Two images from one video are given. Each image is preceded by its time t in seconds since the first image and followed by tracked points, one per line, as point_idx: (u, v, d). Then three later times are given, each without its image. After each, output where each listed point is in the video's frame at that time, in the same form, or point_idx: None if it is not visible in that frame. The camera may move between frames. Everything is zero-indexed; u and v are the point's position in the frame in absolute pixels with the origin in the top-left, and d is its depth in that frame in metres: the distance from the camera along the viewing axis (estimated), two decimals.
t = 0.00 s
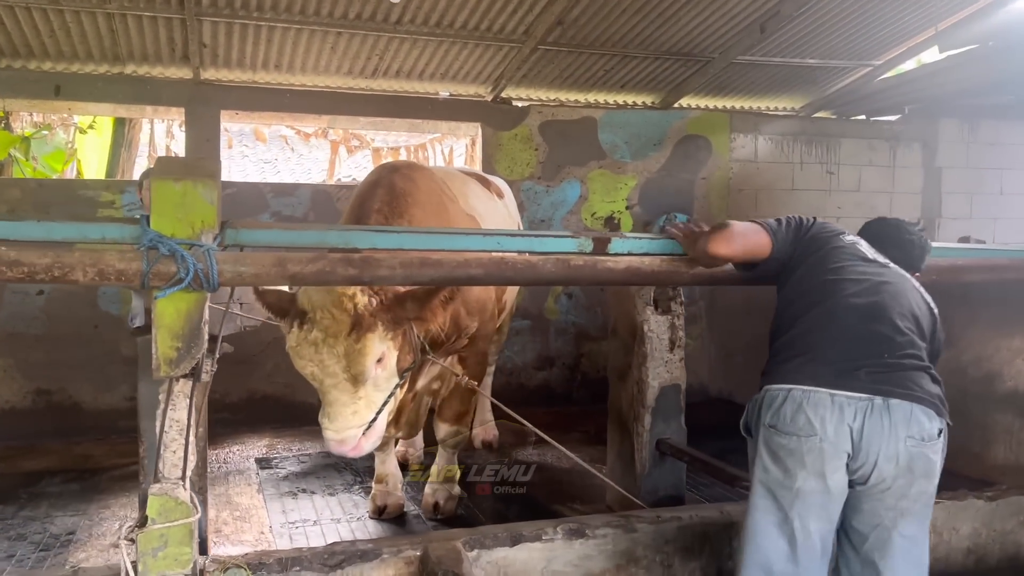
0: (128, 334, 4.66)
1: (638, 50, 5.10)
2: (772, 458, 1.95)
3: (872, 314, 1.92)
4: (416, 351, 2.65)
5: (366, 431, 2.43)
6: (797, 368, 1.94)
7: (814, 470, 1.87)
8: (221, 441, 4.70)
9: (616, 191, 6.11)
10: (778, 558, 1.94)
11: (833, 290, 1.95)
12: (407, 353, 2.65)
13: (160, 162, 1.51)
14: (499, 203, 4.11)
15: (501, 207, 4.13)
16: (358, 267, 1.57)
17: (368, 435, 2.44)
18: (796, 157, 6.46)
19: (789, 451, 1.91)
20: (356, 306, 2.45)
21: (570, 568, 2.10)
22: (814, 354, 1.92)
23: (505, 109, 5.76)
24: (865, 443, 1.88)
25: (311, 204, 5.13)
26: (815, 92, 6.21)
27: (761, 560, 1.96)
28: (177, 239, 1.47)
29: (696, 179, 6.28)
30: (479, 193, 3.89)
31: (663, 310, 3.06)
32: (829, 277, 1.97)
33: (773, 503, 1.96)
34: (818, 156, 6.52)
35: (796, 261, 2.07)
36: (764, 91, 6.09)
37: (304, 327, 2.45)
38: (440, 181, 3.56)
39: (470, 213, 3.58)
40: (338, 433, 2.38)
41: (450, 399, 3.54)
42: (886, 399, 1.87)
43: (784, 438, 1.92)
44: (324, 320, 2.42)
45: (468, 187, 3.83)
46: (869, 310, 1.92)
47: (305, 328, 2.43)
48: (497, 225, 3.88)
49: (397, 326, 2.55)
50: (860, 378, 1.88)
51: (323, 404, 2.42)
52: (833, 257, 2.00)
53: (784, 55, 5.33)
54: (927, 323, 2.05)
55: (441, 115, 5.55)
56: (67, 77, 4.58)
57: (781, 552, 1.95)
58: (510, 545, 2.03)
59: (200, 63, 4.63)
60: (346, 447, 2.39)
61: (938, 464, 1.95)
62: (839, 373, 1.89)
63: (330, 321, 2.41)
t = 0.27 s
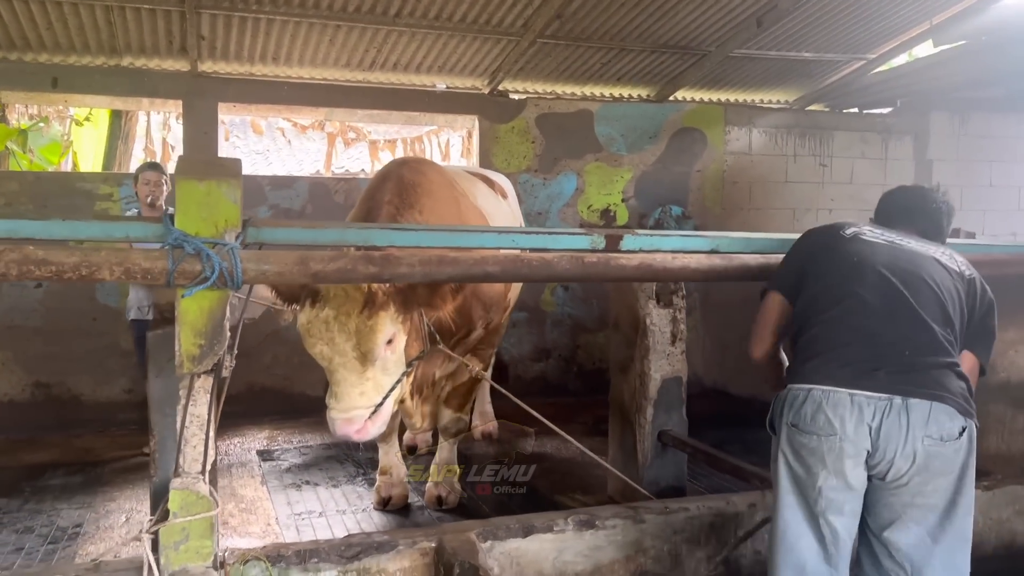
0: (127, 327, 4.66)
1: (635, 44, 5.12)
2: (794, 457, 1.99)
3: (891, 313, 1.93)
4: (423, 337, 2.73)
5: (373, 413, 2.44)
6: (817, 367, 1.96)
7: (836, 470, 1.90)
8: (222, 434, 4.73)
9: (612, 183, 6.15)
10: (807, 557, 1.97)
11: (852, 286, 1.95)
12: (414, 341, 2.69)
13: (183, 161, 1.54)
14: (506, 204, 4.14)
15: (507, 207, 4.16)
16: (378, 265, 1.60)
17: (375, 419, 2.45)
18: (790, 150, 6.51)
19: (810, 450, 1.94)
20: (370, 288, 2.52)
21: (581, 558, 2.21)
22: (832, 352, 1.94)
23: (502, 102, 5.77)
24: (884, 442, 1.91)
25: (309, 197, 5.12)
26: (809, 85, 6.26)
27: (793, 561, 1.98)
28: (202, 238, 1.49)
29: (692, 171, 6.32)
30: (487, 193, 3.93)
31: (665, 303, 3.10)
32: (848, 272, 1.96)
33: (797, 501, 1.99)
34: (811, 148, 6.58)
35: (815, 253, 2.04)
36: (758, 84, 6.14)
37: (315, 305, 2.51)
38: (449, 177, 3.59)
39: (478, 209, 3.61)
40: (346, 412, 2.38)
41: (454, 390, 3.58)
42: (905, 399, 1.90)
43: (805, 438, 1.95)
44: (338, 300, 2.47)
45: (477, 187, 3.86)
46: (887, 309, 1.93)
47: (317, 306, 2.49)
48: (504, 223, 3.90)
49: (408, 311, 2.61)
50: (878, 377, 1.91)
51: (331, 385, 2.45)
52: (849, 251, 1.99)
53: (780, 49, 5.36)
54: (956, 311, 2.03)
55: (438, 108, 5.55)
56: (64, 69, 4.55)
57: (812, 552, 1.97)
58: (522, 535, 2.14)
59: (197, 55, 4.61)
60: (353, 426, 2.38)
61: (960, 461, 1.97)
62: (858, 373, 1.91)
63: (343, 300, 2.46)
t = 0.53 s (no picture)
0: (120, 322, 4.67)
1: (625, 40, 5.16)
2: (793, 458, 2.05)
3: (886, 318, 1.99)
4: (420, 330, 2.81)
5: (371, 399, 2.48)
6: (814, 372, 2.02)
7: (831, 471, 1.97)
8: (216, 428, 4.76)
9: (602, 178, 6.20)
10: (806, 555, 2.05)
11: (847, 294, 2.02)
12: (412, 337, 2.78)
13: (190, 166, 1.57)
14: (501, 203, 4.19)
15: (503, 207, 4.20)
16: (380, 268, 1.65)
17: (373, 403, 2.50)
18: (778, 144, 6.58)
19: (809, 452, 2.01)
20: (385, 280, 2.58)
21: (576, 551, 2.28)
22: (829, 357, 2.01)
23: (493, 96, 5.79)
24: (879, 443, 1.98)
25: (301, 191, 5.14)
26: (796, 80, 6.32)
27: (794, 559, 2.05)
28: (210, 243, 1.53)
29: (681, 166, 6.38)
30: (483, 194, 3.97)
31: (656, 299, 3.15)
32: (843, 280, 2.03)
33: (796, 500, 2.06)
34: (798, 143, 6.65)
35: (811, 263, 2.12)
36: (747, 80, 6.20)
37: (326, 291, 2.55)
38: (446, 176, 3.62)
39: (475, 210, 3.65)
40: (345, 394, 2.43)
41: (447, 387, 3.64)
42: (899, 402, 1.96)
43: (803, 440, 2.02)
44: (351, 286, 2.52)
45: (473, 186, 3.90)
46: (882, 315, 1.99)
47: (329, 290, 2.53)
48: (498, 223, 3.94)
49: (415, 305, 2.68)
50: (874, 381, 1.97)
51: (334, 367, 2.50)
52: (842, 258, 2.05)
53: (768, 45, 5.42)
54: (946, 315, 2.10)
55: (429, 102, 5.56)
56: (56, 64, 4.54)
57: (811, 550, 2.05)
58: (519, 530, 2.21)
59: (190, 51, 4.61)
60: (351, 409, 2.42)
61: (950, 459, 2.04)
62: (854, 377, 1.97)
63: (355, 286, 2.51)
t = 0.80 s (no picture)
0: (118, 318, 4.70)
1: (618, 38, 5.21)
2: (801, 454, 2.11)
3: (893, 319, 2.06)
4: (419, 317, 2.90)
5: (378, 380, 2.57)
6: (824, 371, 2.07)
7: (839, 467, 2.04)
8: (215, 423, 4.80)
9: (595, 174, 6.26)
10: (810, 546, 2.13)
11: (857, 294, 2.07)
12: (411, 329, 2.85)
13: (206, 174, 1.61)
14: (498, 204, 4.24)
15: (500, 208, 4.25)
16: (390, 274, 1.72)
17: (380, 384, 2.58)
18: (768, 140, 6.65)
19: (818, 450, 2.07)
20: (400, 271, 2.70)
21: (576, 545, 2.35)
22: (838, 358, 2.06)
23: (488, 93, 5.83)
24: (885, 439, 2.06)
25: (297, 187, 5.16)
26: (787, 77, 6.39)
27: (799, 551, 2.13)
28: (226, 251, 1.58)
29: (673, 161, 6.44)
30: (482, 194, 4.03)
31: (651, 297, 3.22)
32: (853, 280, 2.08)
33: (804, 495, 2.12)
34: (788, 138, 6.73)
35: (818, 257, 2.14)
36: (738, 76, 6.26)
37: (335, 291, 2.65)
38: (446, 175, 3.67)
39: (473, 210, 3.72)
40: (355, 375, 2.51)
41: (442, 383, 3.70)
42: (905, 402, 2.04)
43: (813, 438, 2.07)
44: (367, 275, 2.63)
45: (471, 187, 3.95)
46: (889, 317, 2.06)
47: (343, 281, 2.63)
48: (494, 224, 3.98)
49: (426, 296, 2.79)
50: (882, 381, 2.04)
51: (346, 346, 2.56)
52: (853, 258, 2.09)
53: (759, 43, 5.48)
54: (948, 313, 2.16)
55: (424, 99, 5.59)
56: (53, 61, 4.54)
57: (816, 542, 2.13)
58: (521, 525, 2.28)
59: (187, 48, 4.62)
60: (361, 389, 2.51)
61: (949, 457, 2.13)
62: (863, 378, 2.04)
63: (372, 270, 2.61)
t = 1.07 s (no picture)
0: (117, 312, 4.69)
1: (616, 32, 5.21)
2: (819, 446, 2.12)
3: (912, 315, 2.09)
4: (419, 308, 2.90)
5: (379, 366, 2.59)
6: (845, 365, 2.08)
7: (859, 459, 2.07)
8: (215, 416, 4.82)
9: (592, 167, 6.27)
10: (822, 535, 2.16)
11: (879, 288, 2.08)
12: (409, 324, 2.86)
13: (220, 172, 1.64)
14: (494, 199, 4.25)
15: (496, 202, 4.27)
16: (402, 270, 1.73)
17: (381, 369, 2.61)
18: (763, 133, 6.69)
19: (839, 442, 2.08)
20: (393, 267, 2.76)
21: (582, 536, 2.39)
22: (861, 352, 2.08)
23: (486, 86, 5.82)
24: (904, 431, 2.10)
25: (296, 180, 5.16)
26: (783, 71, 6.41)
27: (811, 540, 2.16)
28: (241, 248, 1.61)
29: (669, 155, 6.47)
30: (477, 189, 4.05)
31: (652, 292, 3.24)
32: (875, 274, 2.09)
33: (820, 486, 2.14)
34: (784, 132, 6.76)
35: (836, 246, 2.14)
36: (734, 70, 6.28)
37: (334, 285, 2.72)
38: (440, 169, 3.69)
39: (467, 203, 3.73)
40: (355, 363, 2.54)
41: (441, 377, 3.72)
42: (926, 396, 2.08)
43: (834, 430, 2.09)
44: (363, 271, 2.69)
45: (465, 182, 3.97)
46: (909, 313, 2.09)
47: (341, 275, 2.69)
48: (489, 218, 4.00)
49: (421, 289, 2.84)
50: (904, 376, 2.07)
51: (345, 334, 2.59)
52: (877, 251, 2.09)
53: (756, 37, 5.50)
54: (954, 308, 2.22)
55: (422, 92, 5.58)
56: (50, 54, 4.51)
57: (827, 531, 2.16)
58: (529, 516, 2.31)
59: (184, 41, 4.61)
60: (361, 377, 2.52)
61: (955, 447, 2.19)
62: (886, 372, 2.07)
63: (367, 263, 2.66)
